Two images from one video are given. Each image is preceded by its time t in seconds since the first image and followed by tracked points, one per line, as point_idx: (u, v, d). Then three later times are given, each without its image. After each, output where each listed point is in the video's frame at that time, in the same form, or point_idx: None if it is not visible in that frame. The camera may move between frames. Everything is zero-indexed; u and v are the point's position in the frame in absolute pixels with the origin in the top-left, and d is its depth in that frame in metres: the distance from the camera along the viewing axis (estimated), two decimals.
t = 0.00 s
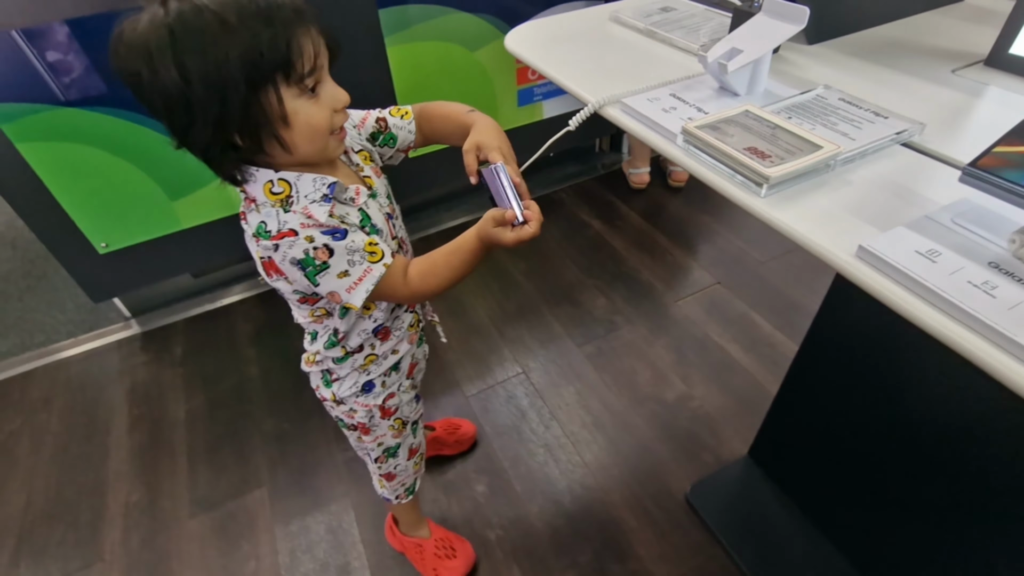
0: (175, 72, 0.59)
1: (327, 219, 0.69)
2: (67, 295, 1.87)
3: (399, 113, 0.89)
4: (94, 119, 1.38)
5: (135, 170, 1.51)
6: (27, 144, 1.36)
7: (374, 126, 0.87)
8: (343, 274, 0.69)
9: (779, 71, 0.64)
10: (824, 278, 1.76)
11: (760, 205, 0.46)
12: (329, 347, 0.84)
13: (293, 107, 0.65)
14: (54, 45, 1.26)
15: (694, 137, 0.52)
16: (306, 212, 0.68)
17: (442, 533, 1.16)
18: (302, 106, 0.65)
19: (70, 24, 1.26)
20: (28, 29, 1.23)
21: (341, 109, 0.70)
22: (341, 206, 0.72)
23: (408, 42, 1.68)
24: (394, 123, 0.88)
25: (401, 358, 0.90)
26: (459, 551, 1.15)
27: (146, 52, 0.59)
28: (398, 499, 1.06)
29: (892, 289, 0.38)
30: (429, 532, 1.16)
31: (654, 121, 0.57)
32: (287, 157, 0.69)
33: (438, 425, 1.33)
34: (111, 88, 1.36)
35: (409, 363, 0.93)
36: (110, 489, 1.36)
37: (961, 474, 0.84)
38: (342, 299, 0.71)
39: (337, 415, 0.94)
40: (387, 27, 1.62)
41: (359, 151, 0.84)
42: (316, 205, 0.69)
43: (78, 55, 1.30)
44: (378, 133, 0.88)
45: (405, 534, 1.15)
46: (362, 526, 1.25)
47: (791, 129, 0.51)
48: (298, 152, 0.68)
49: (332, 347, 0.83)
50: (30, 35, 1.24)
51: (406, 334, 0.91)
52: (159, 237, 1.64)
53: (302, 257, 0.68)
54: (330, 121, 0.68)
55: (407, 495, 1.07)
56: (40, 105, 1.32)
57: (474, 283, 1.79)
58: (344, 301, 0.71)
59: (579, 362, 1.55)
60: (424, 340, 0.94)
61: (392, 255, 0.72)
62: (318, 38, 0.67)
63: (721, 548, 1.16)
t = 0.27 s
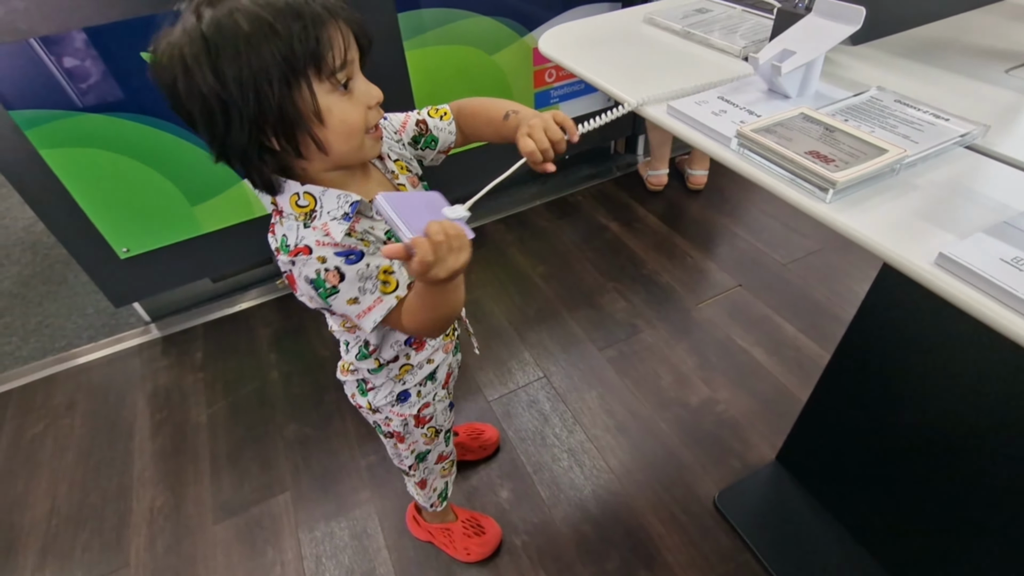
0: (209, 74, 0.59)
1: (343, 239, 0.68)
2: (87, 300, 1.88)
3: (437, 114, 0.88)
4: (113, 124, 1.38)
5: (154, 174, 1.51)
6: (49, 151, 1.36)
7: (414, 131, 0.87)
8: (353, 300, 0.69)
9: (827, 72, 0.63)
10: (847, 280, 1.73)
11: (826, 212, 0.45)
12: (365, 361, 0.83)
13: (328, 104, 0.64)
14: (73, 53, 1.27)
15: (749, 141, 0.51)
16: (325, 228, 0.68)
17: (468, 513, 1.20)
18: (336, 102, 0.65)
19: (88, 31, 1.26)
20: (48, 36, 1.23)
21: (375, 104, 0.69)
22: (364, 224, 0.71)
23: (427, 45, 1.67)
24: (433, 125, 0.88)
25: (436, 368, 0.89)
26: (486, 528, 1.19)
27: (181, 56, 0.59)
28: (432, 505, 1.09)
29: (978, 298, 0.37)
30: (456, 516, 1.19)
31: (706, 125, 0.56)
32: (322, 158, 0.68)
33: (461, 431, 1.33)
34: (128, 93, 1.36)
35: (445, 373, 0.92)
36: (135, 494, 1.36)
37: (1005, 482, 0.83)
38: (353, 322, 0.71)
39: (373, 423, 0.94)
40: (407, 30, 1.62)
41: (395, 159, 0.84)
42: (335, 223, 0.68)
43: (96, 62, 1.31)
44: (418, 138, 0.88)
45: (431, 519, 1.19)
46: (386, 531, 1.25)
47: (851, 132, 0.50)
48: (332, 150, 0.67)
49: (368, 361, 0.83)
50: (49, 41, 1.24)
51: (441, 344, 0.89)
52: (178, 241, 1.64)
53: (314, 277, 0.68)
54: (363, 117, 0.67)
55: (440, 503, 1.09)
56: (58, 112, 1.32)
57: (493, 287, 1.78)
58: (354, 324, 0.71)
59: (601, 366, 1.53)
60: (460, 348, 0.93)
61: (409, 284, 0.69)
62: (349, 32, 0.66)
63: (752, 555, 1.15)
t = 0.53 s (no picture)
0: (199, 102, 0.58)
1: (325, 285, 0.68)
2: (81, 308, 1.85)
3: (448, 128, 0.88)
4: (105, 130, 1.36)
5: (147, 180, 1.48)
6: (39, 158, 1.34)
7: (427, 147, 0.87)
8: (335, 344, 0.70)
9: (836, 76, 0.63)
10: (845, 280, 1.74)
11: (845, 219, 0.44)
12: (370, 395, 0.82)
13: (327, 121, 0.63)
14: (63, 58, 1.24)
15: (764, 147, 0.51)
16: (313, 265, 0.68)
17: (473, 521, 1.19)
18: (334, 118, 0.64)
19: (77, 36, 1.23)
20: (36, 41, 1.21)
21: (374, 117, 0.69)
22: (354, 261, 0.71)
23: (424, 48, 1.66)
24: (445, 139, 0.88)
25: (445, 401, 0.89)
26: (491, 536, 1.18)
27: (168, 87, 0.58)
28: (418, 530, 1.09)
29: (1008, 304, 0.36)
30: (460, 523, 1.18)
31: (719, 130, 0.55)
32: (324, 179, 0.67)
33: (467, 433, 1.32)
34: (120, 99, 1.34)
35: (454, 405, 0.92)
36: (133, 506, 1.34)
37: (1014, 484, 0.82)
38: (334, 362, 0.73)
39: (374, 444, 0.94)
40: (403, 33, 1.61)
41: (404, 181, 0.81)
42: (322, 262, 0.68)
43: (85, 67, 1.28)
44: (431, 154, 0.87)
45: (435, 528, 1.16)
46: (390, 540, 1.23)
47: (866, 136, 0.50)
48: (334, 169, 0.66)
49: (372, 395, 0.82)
50: (38, 47, 1.21)
51: (450, 376, 0.89)
52: (172, 248, 1.62)
53: (298, 318, 0.69)
54: (363, 131, 0.66)
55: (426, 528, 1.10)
56: (48, 118, 1.30)
57: (492, 291, 1.78)
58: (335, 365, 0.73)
59: (603, 369, 1.53)
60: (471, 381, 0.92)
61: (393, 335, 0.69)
62: (342, 46, 0.65)
63: (758, 558, 1.14)
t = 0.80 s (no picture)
0: (221, 108, 0.58)
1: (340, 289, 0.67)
2: (56, 320, 1.80)
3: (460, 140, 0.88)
4: (78, 136, 1.33)
5: (123, 188, 1.45)
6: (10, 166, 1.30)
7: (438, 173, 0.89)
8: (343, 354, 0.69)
9: (817, 81, 0.64)
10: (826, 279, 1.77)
11: (829, 223, 0.45)
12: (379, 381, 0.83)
13: (346, 117, 0.62)
14: (34, 62, 1.21)
15: (748, 152, 0.51)
16: (332, 265, 0.67)
17: (464, 526, 1.18)
18: (353, 113, 0.63)
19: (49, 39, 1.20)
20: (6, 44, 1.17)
21: (393, 111, 0.68)
22: (371, 261, 0.70)
23: (406, 52, 1.66)
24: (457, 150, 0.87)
25: (447, 395, 0.91)
26: (481, 542, 1.17)
27: (189, 95, 0.58)
28: (411, 528, 1.08)
29: (987, 308, 0.37)
30: (451, 529, 1.17)
31: (704, 135, 0.56)
32: (345, 176, 0.66)
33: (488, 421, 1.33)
34: (94, 104, 1.31)
35: (455, 401, 0.93)
36: (114, 521, 1.31)
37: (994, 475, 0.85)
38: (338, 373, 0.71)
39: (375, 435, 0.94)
40: (385, 37, 1.60)
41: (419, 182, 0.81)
42: (341, 262, 0.67)
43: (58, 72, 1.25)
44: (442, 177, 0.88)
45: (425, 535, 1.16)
46: (380, 548, 1.22)
47: (847, 141, 0.50)
48: (356, 166, 0.65)
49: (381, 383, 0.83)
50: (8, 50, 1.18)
51: (454, 372, 0.90)
52: (150, 256, 1.59)
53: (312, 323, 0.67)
54: (382, 126, 0.65)
55: (419, 527, 1.08)
56: (19, 125, 1.26)
57: (478, 294, 1.77)
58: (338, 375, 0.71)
59: (590, 371, 1.53)
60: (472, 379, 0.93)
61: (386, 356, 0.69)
62: (356, 44, 0.65)
63: (747, 556, 1.16)
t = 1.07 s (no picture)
0: (210, 105, 0.62)
1: (325, 284, 0.70)
2: (23, 364, 1.74)
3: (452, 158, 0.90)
4: (36, 175, 1.29)
5: (86, 225, 1.41)
6: None
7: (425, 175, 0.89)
8: (324, 348, 0.73)
9: (766, 84, 0.64)
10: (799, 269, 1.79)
11: (782, 229, 0.45)
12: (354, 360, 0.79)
13: (322, 138, 0.65)
14: None
15: (700, 161, 0.51)
16: (313, 258, 0.69)
17: (453, 543, 1.16)
18: (331, 137, 0.65)
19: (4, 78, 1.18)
20: None
21: (376, 139, 0.70)
22: (350, 257, 0.72)
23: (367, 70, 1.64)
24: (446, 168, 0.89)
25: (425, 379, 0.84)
26: (469, 561, 1.15)
27: (189, 84, 0.62)
28: (418, 510, 1.02)
29: (938, 309, 0.37)
30: (440, 543, 1.15)
31: (656, 146, 0.55)
32: (318, 186, 0.69)
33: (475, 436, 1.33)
34: (54, 140, 1.28)
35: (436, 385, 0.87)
36: (94, 571, 1.26)
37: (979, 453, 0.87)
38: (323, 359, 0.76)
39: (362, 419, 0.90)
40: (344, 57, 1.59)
41: (404, 181, 0.84)
42: (324, 257, 0.69)
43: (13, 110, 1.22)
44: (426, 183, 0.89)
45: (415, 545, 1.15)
46: None
47: (796, 144, 0.50)
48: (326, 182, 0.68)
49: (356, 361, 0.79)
50: None
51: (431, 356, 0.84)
52: (119, 293, 1.55)
53: (294, 321, 0.72)
54: (358, 152, 0.67)
55: (427, 508, 1.02)
56: None
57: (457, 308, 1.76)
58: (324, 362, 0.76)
59: (573, 378, 1.53)
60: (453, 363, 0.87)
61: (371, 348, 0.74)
62: (354, 71, 0.66)
63: (740, 554, 1.16)
